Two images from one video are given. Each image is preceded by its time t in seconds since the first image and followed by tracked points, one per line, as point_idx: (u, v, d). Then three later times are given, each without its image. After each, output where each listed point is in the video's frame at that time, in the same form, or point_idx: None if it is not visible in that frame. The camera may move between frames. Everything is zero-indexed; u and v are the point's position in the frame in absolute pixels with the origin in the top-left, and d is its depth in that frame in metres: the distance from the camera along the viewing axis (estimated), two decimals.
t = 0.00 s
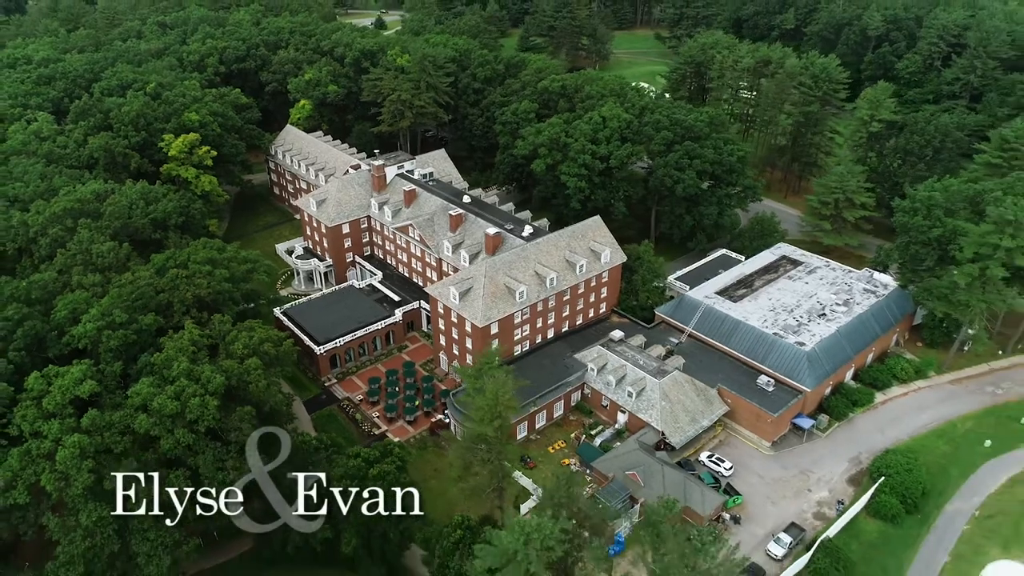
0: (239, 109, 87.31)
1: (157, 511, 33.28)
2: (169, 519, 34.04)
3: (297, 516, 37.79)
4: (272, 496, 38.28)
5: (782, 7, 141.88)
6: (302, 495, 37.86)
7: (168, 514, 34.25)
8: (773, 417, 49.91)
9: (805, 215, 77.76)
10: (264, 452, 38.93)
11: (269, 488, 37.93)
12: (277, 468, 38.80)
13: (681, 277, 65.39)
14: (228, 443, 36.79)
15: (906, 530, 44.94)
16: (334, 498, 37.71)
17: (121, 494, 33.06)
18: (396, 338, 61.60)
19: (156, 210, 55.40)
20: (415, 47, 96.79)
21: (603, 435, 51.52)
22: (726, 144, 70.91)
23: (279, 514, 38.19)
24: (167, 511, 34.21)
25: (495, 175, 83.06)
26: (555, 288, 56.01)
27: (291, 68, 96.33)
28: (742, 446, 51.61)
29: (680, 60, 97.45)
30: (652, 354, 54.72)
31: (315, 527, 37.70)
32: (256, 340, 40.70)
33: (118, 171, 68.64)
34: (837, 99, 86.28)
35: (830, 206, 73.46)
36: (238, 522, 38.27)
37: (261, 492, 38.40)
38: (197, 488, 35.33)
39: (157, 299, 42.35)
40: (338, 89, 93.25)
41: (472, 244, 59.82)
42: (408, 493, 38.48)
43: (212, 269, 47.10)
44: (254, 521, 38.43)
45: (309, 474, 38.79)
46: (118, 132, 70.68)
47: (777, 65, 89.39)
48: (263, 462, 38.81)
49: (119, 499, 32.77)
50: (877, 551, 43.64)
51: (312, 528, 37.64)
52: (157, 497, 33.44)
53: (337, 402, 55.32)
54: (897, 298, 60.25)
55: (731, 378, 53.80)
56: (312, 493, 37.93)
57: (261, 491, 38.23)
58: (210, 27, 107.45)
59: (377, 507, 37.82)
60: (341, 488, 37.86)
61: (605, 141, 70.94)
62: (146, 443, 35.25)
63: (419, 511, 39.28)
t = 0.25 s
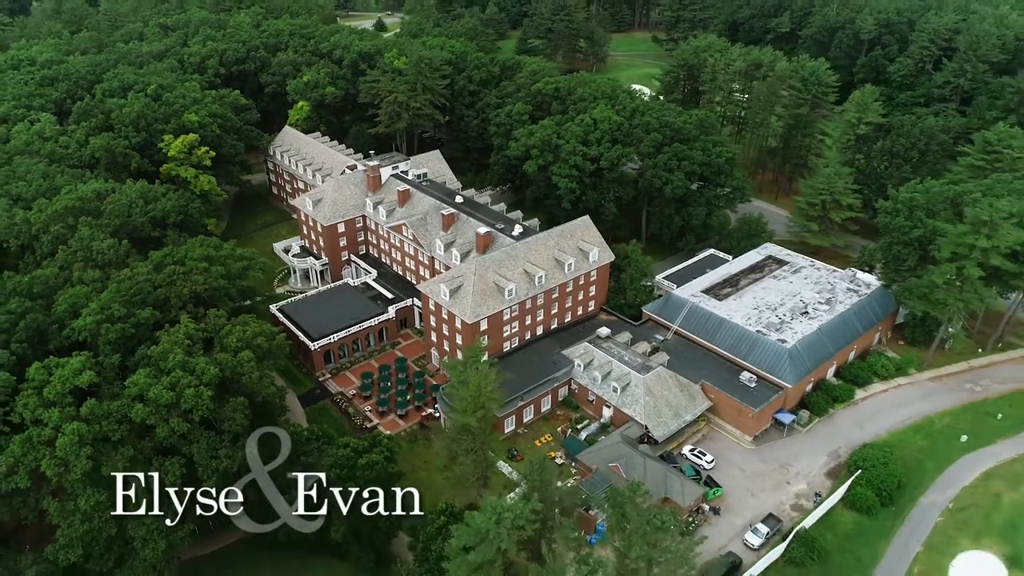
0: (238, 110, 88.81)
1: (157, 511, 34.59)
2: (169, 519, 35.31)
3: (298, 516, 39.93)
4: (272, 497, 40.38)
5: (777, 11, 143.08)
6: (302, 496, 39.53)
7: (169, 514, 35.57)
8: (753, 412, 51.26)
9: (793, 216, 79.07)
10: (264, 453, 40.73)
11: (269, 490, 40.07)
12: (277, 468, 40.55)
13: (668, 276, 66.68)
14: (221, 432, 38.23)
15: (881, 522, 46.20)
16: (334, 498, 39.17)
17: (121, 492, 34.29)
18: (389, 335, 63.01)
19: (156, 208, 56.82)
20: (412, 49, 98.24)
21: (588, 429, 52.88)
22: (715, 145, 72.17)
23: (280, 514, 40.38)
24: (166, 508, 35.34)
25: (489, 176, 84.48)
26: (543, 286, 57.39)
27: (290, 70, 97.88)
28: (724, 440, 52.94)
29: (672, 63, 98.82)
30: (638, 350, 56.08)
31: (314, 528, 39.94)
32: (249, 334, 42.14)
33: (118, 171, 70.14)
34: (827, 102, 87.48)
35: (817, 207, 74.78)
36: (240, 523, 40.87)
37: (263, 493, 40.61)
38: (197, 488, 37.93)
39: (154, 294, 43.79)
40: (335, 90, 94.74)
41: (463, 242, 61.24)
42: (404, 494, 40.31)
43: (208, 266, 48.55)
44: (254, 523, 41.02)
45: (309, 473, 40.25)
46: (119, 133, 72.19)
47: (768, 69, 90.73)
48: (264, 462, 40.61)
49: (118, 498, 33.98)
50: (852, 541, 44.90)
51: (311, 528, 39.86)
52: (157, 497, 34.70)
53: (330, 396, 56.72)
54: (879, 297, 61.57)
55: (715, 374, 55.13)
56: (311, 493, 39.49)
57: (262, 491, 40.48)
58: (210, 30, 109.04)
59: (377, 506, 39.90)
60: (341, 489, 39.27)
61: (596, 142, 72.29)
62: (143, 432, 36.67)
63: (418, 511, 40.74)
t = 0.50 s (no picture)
0: (237, 112, 90.35)
1: (157, 511, 36.35)
2: (168, 518, 37.24)
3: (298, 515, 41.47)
4: (272, 496, 41.92)
5: (772, 14, 144.33)
6: (303, 496, 40.77)
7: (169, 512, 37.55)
8: (735, 406, 52.59)
9: (782, 217, 80.40)
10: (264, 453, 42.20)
11: (269, 489, 41.71)
12: (276, 468, 42.06)
13: (656, 275, 67.84)
14: (216, 422, 39.66)
15: (857, 514, 47.48)
16: (334, 498, 40.73)
17: (121, 490, 35.94)
18: (383, 332, 64.44)
19: (155, 207, 58.34)
20: (409, 52, 99.73)
21: (575, 423, 54.25)
22: (704, 147, 73.49)
23: (280, 514, 41.93)
24: (166, 508, 37.14)
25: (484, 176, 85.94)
26: (532, 284, 58.81)
27: (288, 72, 99.45)
28: (707, 434, 54.28)
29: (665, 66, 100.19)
30: (624, 347, 57.46)
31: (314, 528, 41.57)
32: (243, 328, 43.57)
33: (119, 170, 71.69)
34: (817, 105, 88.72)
35: (804, 208, 76.16)
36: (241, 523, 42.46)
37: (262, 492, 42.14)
38: (197, 488, 39.92)
39: (152, 290, 45.26)
40: (333, 92, 96.24)
41: (455, 241, 62.66)
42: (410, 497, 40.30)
43: (205, 263, 50.01)
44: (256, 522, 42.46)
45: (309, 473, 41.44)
46: (120, 134, 73.73)
47: (759, 72, 92.07)
48: (264, 461, 42.10)
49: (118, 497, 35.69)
50: (828, 532, 46.20)
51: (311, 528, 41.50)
52: (157, 498, 36.38)
53: (324, 391, 58.14)
54: (862, 296, 62.87)
55: (699, 370, 56.47)
56: (312, 493, 40.78)
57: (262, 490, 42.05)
58: (211, 32, 110.65)
59: (377, 506, 41.79)
60: (342, 490, 40.84)
61: (587, 144, 73.78)
62: (139, 421, 38.10)
63: (420, 510, 40.79)
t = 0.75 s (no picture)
0: (237, 113, 91.96)
1: (157, 511, 38.11)
2: (168, 518, 39.53)
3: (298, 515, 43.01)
4: (273, 496, 43.17)
5: (768, 18, 145.54)
6: (303, 496, 42.17)
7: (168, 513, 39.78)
8: (717, 402, 53.95)
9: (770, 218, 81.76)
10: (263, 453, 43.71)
11: (270, 489, 43.02)
12: (276, 467, 43.51)
13: (645, 274, 69.24)
14: (210, 413, 41.12)
15: (834, 506, 48.79)
16: (335, 498, 42.35)
17: (121, 490, 37.84)
18: (376, 329, 65.91)
19: (154, 207, 59.90)
20: (406, 55, 101.28)
21: (561, 417, 55.64)
22: (692, 150, 74.88)
23: (280, 514, 43.31)
24: (164, 509, 39.02)
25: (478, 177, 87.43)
26: (521, 282, 60.23)
27: (287, 74, 101.11)
28: (691, 429, 55.64)
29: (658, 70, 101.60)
30: (610, 344, 58.85)
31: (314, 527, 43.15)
32: (237, 323, 45.06)
33: (120, 171, 73.28)
34: (807, 107, 90.06)
35: (791, 210, 77.56)
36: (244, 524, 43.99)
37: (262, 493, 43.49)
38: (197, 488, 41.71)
39: (150, 286, 46.77)
40: (331, 94, 97.81)
41: (447, 241, 64.12)
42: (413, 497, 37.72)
43: (201, 260, 51.53)
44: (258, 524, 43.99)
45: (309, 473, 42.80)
46: (121, 135, 75.35)
47: (750, 75, 93.45)
48: (264, 461, 43.63)
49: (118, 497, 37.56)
50: (804, 524, 47.50)
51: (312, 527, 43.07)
52: (156, 498, 38.15)
53: (318, 386, 59.57)
54: (845, 295, 64.20)
55: (683, 367, 57.84)
56: (312, 493, 42.22)
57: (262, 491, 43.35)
58: (211, 35, 112.34)
59: (377, 506, 43.44)
60: (342, 490, 42.61)
61: (578, 146, 75.34)
62: (136, 412, 39.56)
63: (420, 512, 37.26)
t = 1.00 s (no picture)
0: (236, 116, 93.56)
1: (156, 512, 39.70)
2: (169, 519, 41.90)
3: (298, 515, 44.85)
4: (273, 496, 45.46)
5: (763, 22, 146.83)
6: (303, 496, 43.69)
7: (168, 513, 42.06)
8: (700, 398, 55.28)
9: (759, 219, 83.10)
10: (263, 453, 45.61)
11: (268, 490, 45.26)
12: (275, 467, 45.36)
13: (634, 275, 70.67)
14: (204, 405, 42.58)
15: (812, 499, 50.03)
16: (335, 499, 43.85)
17: (121, 490, 39.17)
18: (370, 327, 67.43)
19: (153, 206, 61.44)
20: (403, 59, 102.87)
21: (548, 413, 56.98)
22: (682, 152, 76.26)
23: (280, 514, 45.57)
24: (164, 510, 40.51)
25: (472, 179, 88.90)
26: (511, 281, 61.63)
27: (286, 77, 102.77)
28: (675, 425, 56.95)
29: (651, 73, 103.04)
30: (597, 342, 60.21)
31: (314, 528, 44.89)
32: (231, 319, 46.53)
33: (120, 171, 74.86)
34: (796, 111, 91.41)
35: (779, 211, 78.99)
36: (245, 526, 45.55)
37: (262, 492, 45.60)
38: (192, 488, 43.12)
39: (148, 283, 48.28)
40: (329, 97, 99.37)
41: (439, 241, 65.57)
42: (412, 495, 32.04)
43: (198, 258, 53.00)
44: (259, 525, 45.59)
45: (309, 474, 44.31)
46: (121, 136, 76.92)
47: (741, 80, 94.84)
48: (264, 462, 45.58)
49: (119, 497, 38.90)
50: (783, 516, 48.72)
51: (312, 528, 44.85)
52: (155, 499, 39.66)
53: (312, 382, 61.03)
54: (828, 295, 65.50)
55: (668, 364, 59.17)
56: (312, 493, 43.76)
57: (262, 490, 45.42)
58: (212, 38, 114.05)
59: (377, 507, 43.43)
60: (342, 491, 43.97)
61: (570, 148, 76.61)
62: (133, 403, 40.95)
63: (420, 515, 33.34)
